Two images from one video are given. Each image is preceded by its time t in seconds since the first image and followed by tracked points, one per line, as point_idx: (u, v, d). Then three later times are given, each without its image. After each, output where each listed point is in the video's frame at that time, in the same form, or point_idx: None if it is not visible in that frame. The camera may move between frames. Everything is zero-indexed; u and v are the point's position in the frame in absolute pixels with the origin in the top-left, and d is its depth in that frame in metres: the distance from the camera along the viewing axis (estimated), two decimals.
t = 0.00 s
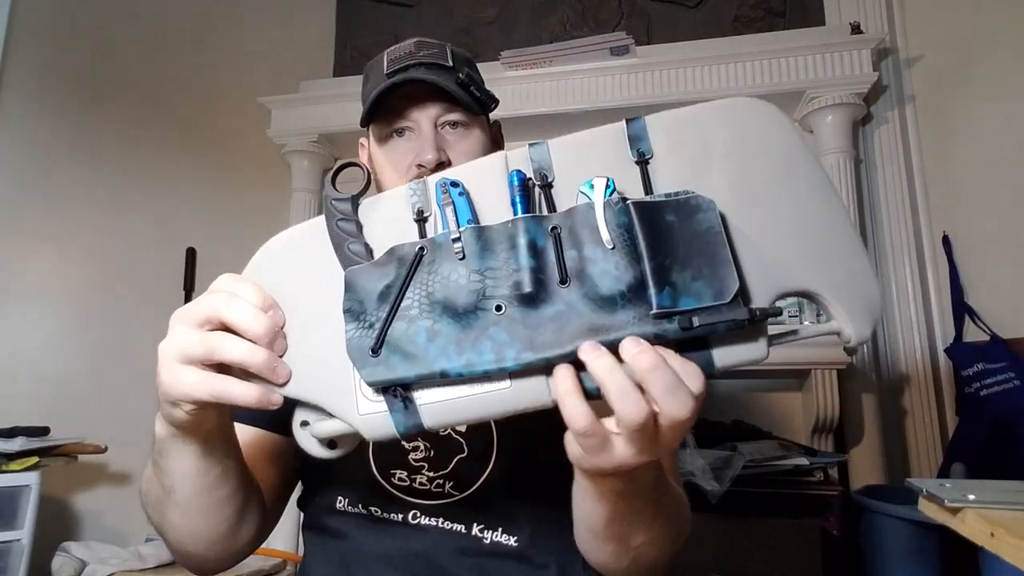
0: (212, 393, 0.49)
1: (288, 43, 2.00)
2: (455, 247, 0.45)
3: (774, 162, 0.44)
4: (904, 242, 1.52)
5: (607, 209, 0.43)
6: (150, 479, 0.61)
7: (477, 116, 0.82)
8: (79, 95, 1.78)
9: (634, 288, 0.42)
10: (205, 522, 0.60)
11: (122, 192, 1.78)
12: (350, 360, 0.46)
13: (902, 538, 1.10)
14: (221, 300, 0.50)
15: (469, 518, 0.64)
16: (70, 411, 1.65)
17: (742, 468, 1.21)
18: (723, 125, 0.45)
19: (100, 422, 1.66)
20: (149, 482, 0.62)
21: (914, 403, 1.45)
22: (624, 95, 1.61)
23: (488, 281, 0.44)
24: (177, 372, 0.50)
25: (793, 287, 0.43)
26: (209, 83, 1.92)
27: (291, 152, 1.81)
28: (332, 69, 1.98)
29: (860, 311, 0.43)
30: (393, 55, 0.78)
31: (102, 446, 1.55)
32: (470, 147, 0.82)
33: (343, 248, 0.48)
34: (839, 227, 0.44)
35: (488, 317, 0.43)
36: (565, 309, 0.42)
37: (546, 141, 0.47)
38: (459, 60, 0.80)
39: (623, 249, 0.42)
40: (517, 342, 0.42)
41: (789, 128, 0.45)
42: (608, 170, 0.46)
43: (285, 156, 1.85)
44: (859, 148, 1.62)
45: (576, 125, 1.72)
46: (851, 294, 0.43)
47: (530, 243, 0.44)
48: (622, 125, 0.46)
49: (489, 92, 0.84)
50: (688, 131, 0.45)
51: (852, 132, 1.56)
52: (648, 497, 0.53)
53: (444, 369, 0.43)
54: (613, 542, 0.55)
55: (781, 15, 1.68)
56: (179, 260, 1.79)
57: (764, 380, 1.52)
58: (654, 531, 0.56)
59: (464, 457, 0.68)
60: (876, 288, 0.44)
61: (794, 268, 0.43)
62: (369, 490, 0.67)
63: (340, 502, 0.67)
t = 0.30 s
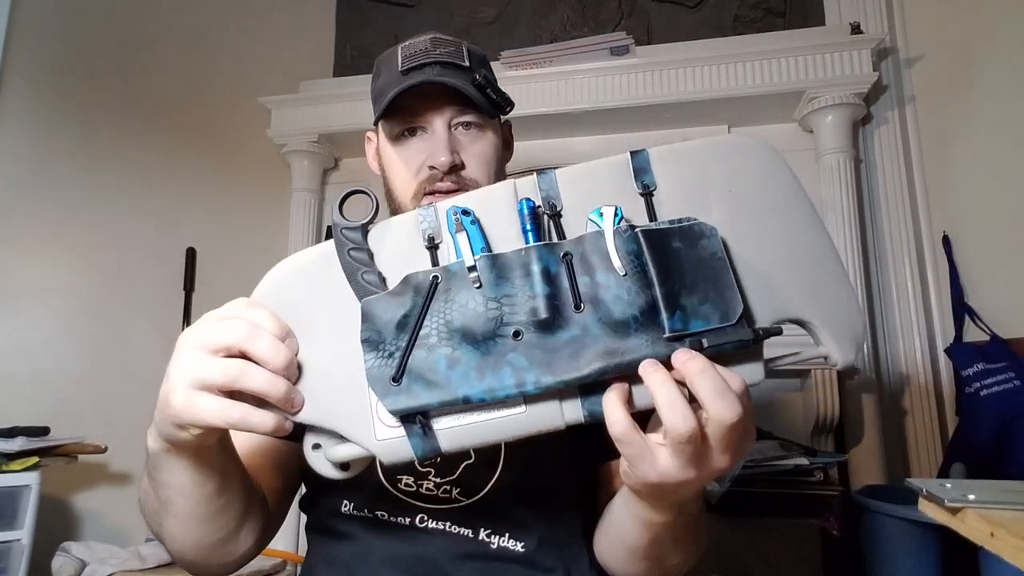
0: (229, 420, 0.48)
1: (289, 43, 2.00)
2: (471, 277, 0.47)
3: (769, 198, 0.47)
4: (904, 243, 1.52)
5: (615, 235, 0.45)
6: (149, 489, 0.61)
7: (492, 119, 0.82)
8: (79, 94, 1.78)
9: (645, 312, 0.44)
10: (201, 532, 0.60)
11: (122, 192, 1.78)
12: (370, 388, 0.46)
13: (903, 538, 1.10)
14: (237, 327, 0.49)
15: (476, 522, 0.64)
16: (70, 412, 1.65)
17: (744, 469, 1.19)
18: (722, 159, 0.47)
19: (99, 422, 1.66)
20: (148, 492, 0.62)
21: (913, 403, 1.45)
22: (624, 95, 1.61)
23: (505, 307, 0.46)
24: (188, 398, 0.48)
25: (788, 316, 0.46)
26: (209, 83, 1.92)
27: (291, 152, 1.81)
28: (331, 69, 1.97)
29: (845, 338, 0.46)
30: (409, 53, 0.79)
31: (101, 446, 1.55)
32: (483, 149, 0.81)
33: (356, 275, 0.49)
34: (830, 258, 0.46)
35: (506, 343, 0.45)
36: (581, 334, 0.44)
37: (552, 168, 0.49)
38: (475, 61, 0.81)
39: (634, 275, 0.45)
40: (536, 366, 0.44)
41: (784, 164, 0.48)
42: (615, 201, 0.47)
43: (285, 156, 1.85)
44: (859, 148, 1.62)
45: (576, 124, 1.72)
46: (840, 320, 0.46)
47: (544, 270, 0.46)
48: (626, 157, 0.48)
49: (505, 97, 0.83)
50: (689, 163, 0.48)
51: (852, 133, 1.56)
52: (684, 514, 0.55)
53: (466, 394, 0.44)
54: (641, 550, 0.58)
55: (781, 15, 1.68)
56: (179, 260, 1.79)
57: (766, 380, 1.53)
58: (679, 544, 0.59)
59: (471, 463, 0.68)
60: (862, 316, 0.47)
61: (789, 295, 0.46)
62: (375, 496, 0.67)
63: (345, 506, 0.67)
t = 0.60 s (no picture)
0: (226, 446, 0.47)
1: (289, 43, 2.00)
2: (457, 287, 0.47)
3: (755, 170, 0.46)
4: (904, 243, 1.52)
5: (598, 228, 0.46)
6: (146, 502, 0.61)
7: (495, 113, 0.81)
8: (79, 94, 1.78)
9: (633, 307, 0.44)
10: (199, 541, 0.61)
11: (122, 192, 1.78)
12: (372, 409, 0.48)
13: (904, 539, 1.10)
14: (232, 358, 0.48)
15: (475, 527, 0.64)
16: (70, 412, 1.65)
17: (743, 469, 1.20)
18: (703, 135, 0.47)
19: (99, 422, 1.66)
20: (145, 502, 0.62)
21: (914, 402, 1.45)
22: (624, 96, 1.61)
23: (494, 314, 0.46)
24: (185, 423, 0.48)
25: (777, 290, 0.46)
26: (208, 82, 1.92)
27: (291, 152, 1.81)
28: (331, 69, 1.97)
29: (833, 307, 0.46)
30: (412, 42, 0.78)
31: (101, 446, 1.55)
32: (484, 144, 0.81)
33: (341, 297, 0.49)
34: (814, 229, 0.46)
35: (498, 349, 0.46)
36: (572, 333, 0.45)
37: (527, 160, 0.49)
38: (479, 52, 0.80)
39: (620, 268, 0.45)
40: (532, 369, 0.45)
41: (768, 134, 0.47)
42: (595, 191, 0.47)
43: (285, 156, 1.85)
44: (859, 147, 1.62)
45: (576, 125, 1.72)
46: (828, 291, 0.46)
47: (528, 272, 0.46)
48: (604, 140, 0.48)
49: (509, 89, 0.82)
50: (668, 145, 0.47)
51: (852, 133, 1.56)
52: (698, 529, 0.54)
53: (466, 405, 0.46)
54: (651, 563, 0.58)
55: (781, 15, 1.67)
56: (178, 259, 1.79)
57: (766, 380, 1.52)
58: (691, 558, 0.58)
59: (469, 470, 0.67)
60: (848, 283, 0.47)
61: (775, 272, 0.46)
62: (371, 502, 0.66)
63: (343, 510, 0.67)
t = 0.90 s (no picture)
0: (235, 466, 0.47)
1: (289, 43, 2.00)
2: (428, 298, 0.47)
3: (723, 158, 0.47)
4: (904, 243, 1.52)
5: (568, 235, 0.46)
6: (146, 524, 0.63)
7: (492, 109, 0.80)
8: (79, 94, 1.78)
9: (602, 313, 0.46)
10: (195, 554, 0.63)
11: (123, 192, 1.78)
12: (350, 412, 0.48)
13: (903, 539, 1.10)
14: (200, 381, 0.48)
15: (473, 529, 0.64)
16: (70, 412, 1.65)
17: (743, 469, 1.19)
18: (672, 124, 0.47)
19: (99, 422, 1.67)
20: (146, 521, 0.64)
21: (915, 402, 1.45)
22: (624, 96, 1.61)
23: (467, 320, 0.46)
24: (186, 463, 0.48)
25: (738, 278, 0.47)
26: (208, 83, 1.93)
27: (291, 152, 1.82)
28: (331, 69, 1.98)
29: (787, 290, 0.47)
30: (408, 34, 0.78)
31: (101, 446, 1.55)
32: (480, 139, 0.80)
33: (307, 311, 0.49)
34: (779, 222, 0.47)
35: (472, 351, 0.47)
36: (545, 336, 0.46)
37: (489, 155, 0.48)
38: (476, 45, 0.80)
39: (593, 275, 0.45)
40: (506, 369, 0.46)
41: (741, 125, 0.47)
42: (563, 189, 0.47)
43: (285, 156, 1.85)
44: (859, 147, 1.62)
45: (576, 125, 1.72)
46: (785, 282, 0.47)
47: (500, 279, 0.46)
48: (571, 131, 0.48)
49: (509, 84, 0.81)
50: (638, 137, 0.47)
51: (852, 133, 1.56)
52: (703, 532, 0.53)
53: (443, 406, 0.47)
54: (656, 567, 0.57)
55: (781, 15, 1.67)
56: (179, 260, 1.80)
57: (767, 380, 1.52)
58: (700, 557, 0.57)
59: (465, 478, 0.66)
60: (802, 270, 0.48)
61: (737, 262, 0.47)
62: (367, 506, 0.67)
63: (339, 515, 0.68)
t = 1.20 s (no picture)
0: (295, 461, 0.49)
1: (288, 43, 1.99)
2: (444, 332, 0.46)
3: (725, 195, 0.49)
4: (905, 243, 1.52)
5: (586, 282, 0.45)
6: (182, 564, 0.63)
7: (485, 105, 0.81)
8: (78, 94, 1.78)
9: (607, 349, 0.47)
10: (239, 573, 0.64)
11: (123, 192, 1.78)
12: (358, 429, 0.50)
13: (902, 538, 1.10)
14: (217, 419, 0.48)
15: (472, 530, 0.64)
16: (71, 413, 1.65)
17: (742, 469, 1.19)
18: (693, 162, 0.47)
19: (100, 422, 1.67)
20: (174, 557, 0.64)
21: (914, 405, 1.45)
22: (624, 96, 1.61)
23: (479, 350, 0.47)
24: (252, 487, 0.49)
25: (716, 297, 0.51)
26: (208, 83, 1.92)
27: (291, 152, 1.81)
28: (331, 69, 1.97)
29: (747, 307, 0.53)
30: (397, 32, 0.79)
31: (101, 446, 1.55)
32: (473, 136, 0.80)
33: (320, 346, 0.47)
34: (756, 253, 0.52)
35: (480, 375, 0.48)
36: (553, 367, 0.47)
37: (514, 188, 0.45)
38: (466, 41, 0.80)
39: (604, 317, 0.46)
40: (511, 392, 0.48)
41: (743, 167, 0.50)
42: (583, 229, 0.46)
43: (285, 156, 1.85)
44: (859, 148, 1.60)
45: (576, 124, 1.72)
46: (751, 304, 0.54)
47: (516, 317, 0.46)
48: (598, 169, 0.45)
49: (499, 81, 0.83)
50: (661, 178, 0.46)
51: (852, 133, 1.56)
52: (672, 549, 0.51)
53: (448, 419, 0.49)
54: None
55: (781, 15, 1.67)
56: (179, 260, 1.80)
57: (765, 379, 1.52)
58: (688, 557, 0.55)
59: (463, 481, 0.66)
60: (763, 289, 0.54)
61: (721, 284, 0.51)
62: (365, 509, 0.68)
63: (338, 518, 0.69)
